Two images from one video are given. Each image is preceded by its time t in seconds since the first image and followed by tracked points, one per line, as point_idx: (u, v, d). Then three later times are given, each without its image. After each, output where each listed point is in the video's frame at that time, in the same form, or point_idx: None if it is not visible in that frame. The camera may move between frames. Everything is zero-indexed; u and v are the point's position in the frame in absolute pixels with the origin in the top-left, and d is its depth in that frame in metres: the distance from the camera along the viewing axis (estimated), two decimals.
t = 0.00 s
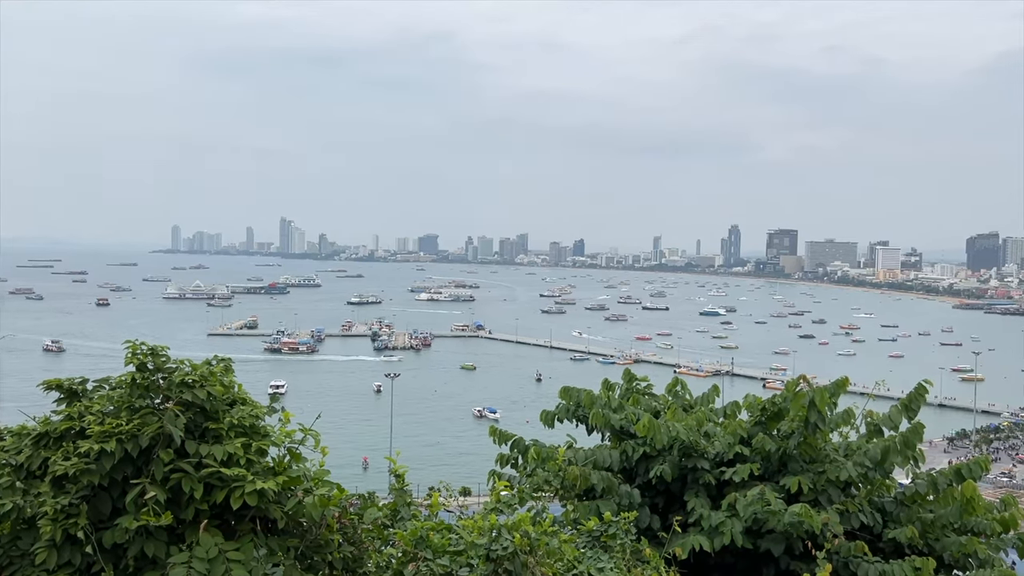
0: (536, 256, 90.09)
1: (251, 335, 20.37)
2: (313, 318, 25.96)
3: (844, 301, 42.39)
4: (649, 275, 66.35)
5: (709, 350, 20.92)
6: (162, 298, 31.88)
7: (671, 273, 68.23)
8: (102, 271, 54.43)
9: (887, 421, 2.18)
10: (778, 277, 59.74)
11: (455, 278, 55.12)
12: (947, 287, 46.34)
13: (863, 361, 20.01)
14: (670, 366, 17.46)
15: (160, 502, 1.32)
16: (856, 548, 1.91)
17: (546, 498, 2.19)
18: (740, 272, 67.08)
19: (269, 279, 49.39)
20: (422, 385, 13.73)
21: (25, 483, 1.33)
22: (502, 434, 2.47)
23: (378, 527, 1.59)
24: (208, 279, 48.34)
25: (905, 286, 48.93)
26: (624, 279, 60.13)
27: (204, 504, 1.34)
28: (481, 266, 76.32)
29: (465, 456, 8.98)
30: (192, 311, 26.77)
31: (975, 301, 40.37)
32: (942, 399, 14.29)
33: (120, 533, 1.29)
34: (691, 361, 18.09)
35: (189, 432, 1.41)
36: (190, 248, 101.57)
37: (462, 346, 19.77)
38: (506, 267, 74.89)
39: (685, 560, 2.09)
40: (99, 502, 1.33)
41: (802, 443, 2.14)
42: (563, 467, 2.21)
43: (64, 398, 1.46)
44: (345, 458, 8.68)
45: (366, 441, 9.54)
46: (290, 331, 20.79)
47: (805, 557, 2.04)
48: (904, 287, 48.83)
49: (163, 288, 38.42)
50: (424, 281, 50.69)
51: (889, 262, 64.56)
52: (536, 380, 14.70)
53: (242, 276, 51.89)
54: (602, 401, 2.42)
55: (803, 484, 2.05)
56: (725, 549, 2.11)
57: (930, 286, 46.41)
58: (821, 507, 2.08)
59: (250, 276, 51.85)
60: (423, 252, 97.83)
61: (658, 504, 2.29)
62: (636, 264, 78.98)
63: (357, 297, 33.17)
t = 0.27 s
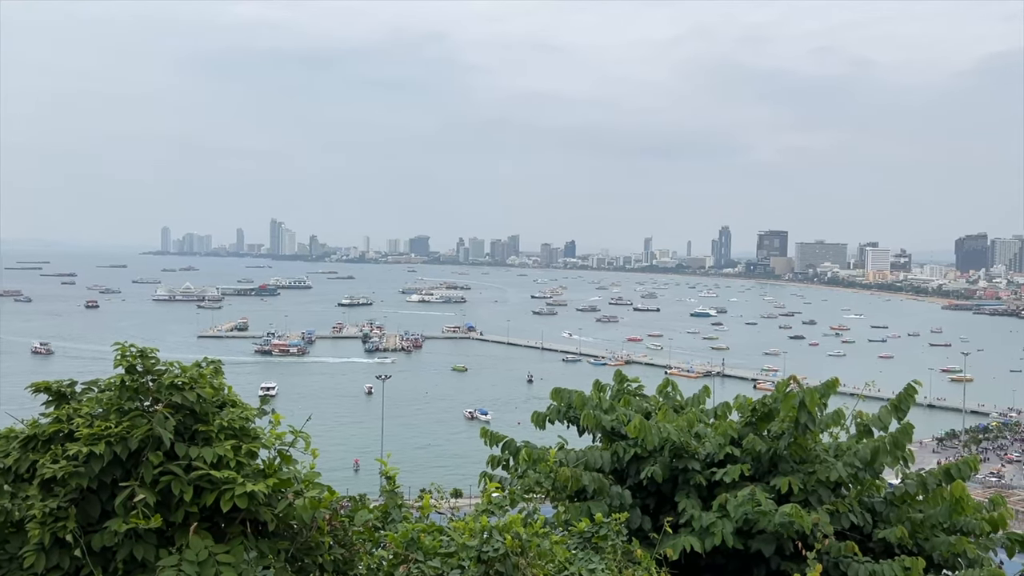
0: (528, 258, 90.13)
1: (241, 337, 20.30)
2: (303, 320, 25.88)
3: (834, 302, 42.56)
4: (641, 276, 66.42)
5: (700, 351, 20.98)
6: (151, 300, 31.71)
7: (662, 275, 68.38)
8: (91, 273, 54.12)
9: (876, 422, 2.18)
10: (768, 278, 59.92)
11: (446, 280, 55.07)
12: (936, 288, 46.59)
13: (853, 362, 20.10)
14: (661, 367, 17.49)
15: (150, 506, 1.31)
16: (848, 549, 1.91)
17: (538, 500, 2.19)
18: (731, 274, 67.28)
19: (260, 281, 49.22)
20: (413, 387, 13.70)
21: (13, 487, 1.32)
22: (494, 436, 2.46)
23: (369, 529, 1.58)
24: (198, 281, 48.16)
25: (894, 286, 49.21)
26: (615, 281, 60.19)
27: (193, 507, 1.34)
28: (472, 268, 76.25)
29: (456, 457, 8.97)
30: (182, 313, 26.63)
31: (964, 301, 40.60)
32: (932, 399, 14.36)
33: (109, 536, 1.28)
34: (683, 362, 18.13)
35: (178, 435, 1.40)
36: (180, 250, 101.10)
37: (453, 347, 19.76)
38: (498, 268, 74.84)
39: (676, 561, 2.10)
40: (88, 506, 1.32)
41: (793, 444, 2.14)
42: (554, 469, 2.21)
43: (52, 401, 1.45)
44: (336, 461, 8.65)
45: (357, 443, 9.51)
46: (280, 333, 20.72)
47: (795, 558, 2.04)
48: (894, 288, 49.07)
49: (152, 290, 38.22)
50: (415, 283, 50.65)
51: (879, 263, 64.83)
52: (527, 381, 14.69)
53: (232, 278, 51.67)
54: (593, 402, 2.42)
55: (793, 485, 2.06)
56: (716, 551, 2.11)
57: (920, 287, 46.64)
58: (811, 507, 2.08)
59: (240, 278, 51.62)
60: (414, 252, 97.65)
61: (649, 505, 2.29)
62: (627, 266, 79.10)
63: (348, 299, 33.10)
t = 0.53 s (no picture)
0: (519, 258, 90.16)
1: (231, 338, 20.24)
2: (294, 322, 25.81)
3: (824, 303, 42.76)
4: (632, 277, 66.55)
5: (691, 351, 21.01)
6: (141, 301, 31.54)
7: (654, 275, 68.50)
8: (81, 275, 53.80)
9: (867, 422, 2.19)
10: (759, 279, 60.12)
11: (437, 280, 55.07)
12: (925, 289, 46.85)
13: (843, 362, 20.18)
14: (653, 368, 17.52)
15: (139, 508, 1.31)
16: (837, 548, 1.92)
17: (529, 501, 2.19)
18: (722, 274, 67.50)
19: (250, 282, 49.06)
20: (405, 388, 13.67)
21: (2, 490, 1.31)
22: (485, 437, 2.46)
23: (360, 531, 1.57)
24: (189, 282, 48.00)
25: (884, 287, 49.43)
26: (607, 281, 60.31)
27: (182, 510, 1.33)
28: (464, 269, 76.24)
29: (447, 458, 8.97)
30: (172, 314, 26.51)
31: (953, 302, 40.87)
32: (921, 399, 14.43)
33: (98, 539, 1.27)
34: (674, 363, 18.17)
35: (168, 436, 1.39)
36: (169, 250, 100.67)
37: (444, 348, 19.74)
38: (489, 269, 74.82)
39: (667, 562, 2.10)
40: (77, 507, 1.31)
41: (782, 444, 2.15)
42: (546, 470, 2.21)
43: (40, 403, 1.44)
44: (327, 463, 8.63)
45: (348, 445, 9.50)
46: (271, 334, 20.64)
47: (786, 558, 2.05)
48: (884, 289, 49.32)
49: (142, 291, 38.04)
50: (407, 284, 50.56)
51: (869, 264, 65.17)
52: (519, 382, 14.69)
53: (222, 279, 51.48)
54: (585, 403, 2.42)
55: (783, 484, 2.06)
56: (707, 551, 2.12)
57: (909, 288, 46.90)
58: (802, 508, 2.09)
59: (231, 279, 51.44)
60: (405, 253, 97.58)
61: (640, 505, 2.29)
62: (619, 267, 79.18)
63: (339, 299, 33.03)
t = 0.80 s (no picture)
0: (512, 259, 90.19)
1: (222, 339, 20.17)
2: (286, 323, 25.75)
3: (815, 303, 42.92)
4: (624, 278, 66.67)
5: (683, 352, 21.05)
6: (131, 302, 31.41)
7: (646, 276, 68.59)
8: (71, 275, 53.52)
9: (857, 422, 2.20)
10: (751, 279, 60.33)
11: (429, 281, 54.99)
12: (915, 289, 47.08)
13: (834, 363, 20.26)
14: (645, 369, 17.54)
15: (129, 510, 1.30)
16: (829, 548, 1.92)
17: (521, 501, 2.19)
18: (714, 275, 67.69)
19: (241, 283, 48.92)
20: (396, 389, 13.65)
21: None
22: (477, 438, 2.46)
23: (351, 532, 1.57)
24: (179, 283, 47.78)
25: (875, 287, 49.61)
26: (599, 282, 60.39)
27: (172, 513, 1.32)
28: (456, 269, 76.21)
29: (439, 459, 8.96)
30: (163, 315, 26.41)
31: (943, 302, 41.08)
32: (912, 399, 14.50)
33: (88, 541, 1.26)
34: (666, 363, 18.20)
35: (158, 438, 1.38)
36: (160, 251, 100.29)
37: (436, 349, 19.72)
38: (481, 270, 74.84)
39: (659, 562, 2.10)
40: (66, 510, 1.30)
41: (774, 444, 2.15)
42: (537, 470, 2.21)
43: (30, 405, 1.43)
44: (318, 464, 8.61)
45: (339, 446, 9.48)
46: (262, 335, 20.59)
47: (777, 557, 2.05)
48: (874, 289, 49.55)
49: (132, 292, 37.89)
50: (399, 284, 50.52)
51: (859, 265, 65.45)
52: (511, 383, 14.69)
53: (214, 280, 51.32)
54: (576, 403, 2.42)
55: (775, 484, 2.07)
56: (699, 551, 2.12)
57: (899, 289, 47.11)
58: (794, 507, 2.09)
59: (222, 280, 51.28)
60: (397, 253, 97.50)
61: (632, 505, 2.30)
62: (611, 267, 79.23)
63: (331, 300, 32.95)
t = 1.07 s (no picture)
0: (504, 259, 90.25)
1: (213, 340, 20.12)
2: (278, 323, 25.68)
3: (806, 303, 43.06)
4: (617, 279, 66.76)
5: (675, 352, 21.09)
6: (122, 302, 31.29)
7: (638, 276, 68.68)
8: (62, 276, 53.26)
9: (848, 421, 2.21)
10: (742, 280, 60.49)
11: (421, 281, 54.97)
12: (906, 290, 47.28)
13: (825, 363, 20.32)
14: (637, 369, 17.57)
15: (120, 511, 1.30)
16: (818, 547, 1.93)
17: (513, 501, 2.20)
18: (706, 275, 67.87)
19: (233, 283, 48.76)
20: (389, 390, 13.64)
21: None
22: (469, 438, 2.46)
23: (343, 533, 1.57)
24: (171, 283, 47.60)
25: (865, 287, 49.80)
26: (591, 282, 60.47)
27: (163, 513, 1.32)
28: (448, 270, 76.19)
29: (431, 459, 8.97)
30: (154, 316, 26.32)
31: (933, 302, 41.26)
32: (902, 398, 14.56)
33: (78, 543, 1.26)
34: (657, 363, 18.24)
35: (149, 440, 1.38)
36: (151, 250, 100.10)
37: (428, 349, 19.70)
38: (474, 271, 74.80)
39: (650, 561, 2.11)
40: (56, 511, 1.30)
41: (765, 444, 2.16)
42: (530, 470, 2.21)
43: (18, 405, 1.42)
44: (310, 464, 8.59)
45: (331, 447, 9.46)
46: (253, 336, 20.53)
47: (768, 557, 2.05)
48: (865, 289, 49.73)
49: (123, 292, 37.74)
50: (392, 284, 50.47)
51: (850, 265, 65.71)
52: (503, 383, 14.69)
53: (205, 280, 51.17)
54: (568, 403, 2.43)
55: (765, 484, 2.08)
56: (690, 550, 2.13)
57: (890, 290, 47.30)
58: (784, 507, 2.10)
59: (214, 280, 51.17)
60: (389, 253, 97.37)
61: (624, 505, 2.30)
62: (603, 268, 79.32)
63: (323, 300, 32.88)
